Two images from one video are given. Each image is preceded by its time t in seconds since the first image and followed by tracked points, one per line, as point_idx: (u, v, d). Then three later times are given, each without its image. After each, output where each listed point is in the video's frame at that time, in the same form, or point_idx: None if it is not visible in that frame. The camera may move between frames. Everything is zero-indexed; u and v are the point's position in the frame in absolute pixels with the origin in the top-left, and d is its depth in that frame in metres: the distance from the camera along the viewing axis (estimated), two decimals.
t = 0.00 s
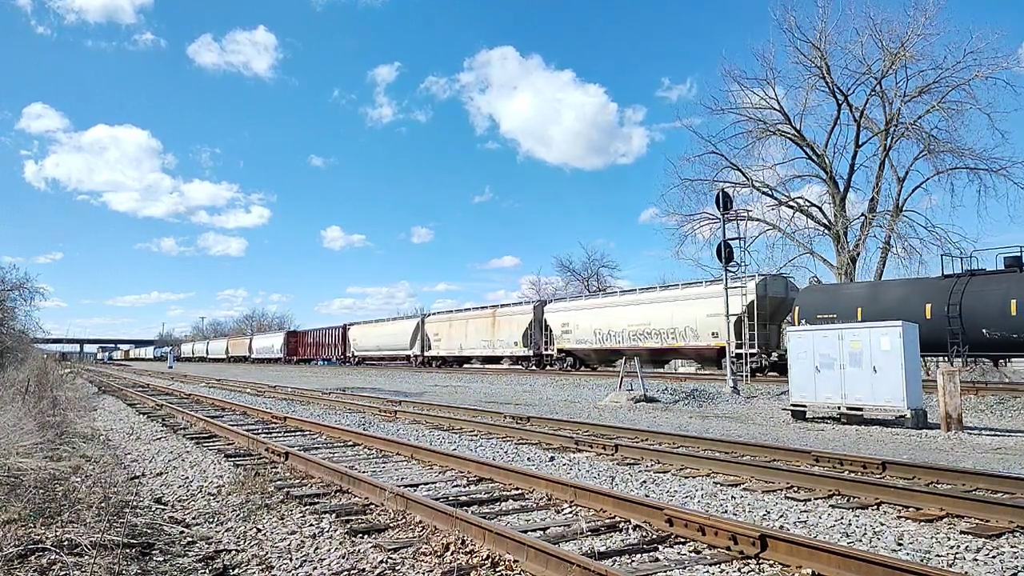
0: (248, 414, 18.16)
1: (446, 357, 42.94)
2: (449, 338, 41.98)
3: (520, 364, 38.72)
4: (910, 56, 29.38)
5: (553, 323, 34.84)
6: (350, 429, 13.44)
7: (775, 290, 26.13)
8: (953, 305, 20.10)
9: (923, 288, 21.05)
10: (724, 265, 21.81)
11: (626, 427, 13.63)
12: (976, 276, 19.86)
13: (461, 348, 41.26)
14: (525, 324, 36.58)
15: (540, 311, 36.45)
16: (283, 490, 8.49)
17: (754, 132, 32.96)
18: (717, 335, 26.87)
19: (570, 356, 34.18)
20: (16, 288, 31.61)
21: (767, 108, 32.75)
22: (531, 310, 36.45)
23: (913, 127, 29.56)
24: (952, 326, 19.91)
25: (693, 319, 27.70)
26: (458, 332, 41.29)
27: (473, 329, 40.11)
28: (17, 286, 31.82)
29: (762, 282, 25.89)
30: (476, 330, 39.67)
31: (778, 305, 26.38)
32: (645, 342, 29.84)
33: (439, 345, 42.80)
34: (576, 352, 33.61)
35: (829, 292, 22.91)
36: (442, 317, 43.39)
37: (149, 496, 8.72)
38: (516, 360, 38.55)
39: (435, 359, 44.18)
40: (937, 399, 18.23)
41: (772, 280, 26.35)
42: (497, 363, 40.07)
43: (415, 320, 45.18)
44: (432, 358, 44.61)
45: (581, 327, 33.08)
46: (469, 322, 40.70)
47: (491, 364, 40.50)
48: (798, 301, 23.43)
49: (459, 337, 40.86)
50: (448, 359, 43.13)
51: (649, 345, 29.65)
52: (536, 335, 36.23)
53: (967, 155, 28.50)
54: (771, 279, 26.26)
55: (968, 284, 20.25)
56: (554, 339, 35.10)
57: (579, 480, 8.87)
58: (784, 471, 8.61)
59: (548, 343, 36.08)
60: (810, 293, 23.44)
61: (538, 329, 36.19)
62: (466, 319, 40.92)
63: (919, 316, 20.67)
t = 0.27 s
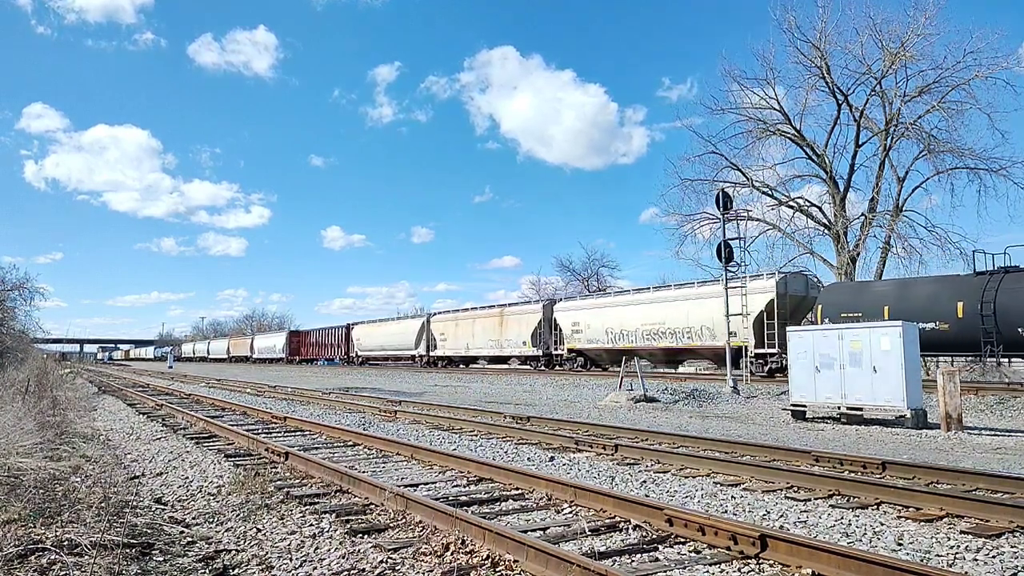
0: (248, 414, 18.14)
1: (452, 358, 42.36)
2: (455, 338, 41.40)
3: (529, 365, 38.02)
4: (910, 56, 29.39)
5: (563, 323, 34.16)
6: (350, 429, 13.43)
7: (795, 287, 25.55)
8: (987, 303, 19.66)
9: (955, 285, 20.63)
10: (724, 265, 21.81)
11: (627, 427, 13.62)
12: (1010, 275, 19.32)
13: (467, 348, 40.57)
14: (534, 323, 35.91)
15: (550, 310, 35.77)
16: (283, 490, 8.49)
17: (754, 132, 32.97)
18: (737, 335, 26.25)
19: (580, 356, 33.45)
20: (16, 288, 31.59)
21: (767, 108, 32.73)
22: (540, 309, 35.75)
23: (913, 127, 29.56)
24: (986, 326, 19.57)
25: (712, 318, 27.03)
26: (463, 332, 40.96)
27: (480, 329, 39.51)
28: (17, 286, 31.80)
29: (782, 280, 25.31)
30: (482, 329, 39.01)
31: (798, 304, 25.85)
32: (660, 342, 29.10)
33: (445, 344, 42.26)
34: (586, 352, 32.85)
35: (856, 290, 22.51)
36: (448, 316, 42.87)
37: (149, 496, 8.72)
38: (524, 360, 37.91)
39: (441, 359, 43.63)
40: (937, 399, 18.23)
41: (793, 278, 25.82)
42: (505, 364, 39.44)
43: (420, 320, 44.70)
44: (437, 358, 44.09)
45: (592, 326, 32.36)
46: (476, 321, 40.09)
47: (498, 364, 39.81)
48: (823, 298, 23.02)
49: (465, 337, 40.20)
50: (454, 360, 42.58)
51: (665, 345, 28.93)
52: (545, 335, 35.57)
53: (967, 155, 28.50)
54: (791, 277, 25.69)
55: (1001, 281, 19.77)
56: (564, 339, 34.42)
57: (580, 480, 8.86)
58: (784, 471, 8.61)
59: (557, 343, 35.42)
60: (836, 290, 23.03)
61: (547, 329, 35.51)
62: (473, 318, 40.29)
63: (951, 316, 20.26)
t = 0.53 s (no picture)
0: (248, 414, 18.14)
1: (458, 357, 42.00)
2: (462, 338, 41.02)
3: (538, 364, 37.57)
4: (910, 56, 29.40)
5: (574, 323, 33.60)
6: (349, 429, 13.43)
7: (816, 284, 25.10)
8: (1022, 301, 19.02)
9: (987, 282, 20.07)
10: (724, 265, 21.81)
11: (626, 427, 13.63)
12: None
13: (475, 348, 40.14)
14: (543, 323, 35.39)
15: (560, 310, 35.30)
16: (283, 490, 8.48)
17: (754, 132, 32.98)
18: (755, 335, 25.68)
19: (591, 356, 32.90)
20: (16, 288, 31.59)
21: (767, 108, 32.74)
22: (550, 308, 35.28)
23: (913, 127, 29.57)
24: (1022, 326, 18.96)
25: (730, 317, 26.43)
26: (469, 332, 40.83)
27: (488, 328, 39.07)
28: (17, 286, 31.79)
29: (803, 279, 24.78)
30: (490, 329, 38.64)
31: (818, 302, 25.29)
32: (676, 341, 28.43)
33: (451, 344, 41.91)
34: (597, 353, 32.30)
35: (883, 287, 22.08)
36: (455, 316, 42.50)
37: (149, 496, 8.72)
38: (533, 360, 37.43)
39: (448, 360, 43.30)
40: (937, 399, 18.23)
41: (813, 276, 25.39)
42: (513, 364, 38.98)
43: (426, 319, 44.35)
44: (443, 358, 43.78)
45: (604, 326, 31.76)
46: (484, 320, 39.67)
47: (506, 364, 39.37)
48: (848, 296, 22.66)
49: (472, 336, 39.81)
50: (461, 360, 42.21)
51: (680, 345, 28.30)
52: (554, 335, 35.07)
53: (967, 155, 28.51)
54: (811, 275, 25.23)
55: None
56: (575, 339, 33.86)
57: (580, 480, 8.86)
58: (784, 471, 8.61)
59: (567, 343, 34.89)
60: (861, 287, 22.62)
61: (557, 329, 35.00)
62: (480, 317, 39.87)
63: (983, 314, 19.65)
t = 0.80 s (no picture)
0: (248, 414, 18.12)
1: (464, 357, 41.72)
2: (469, 337, 40.75)
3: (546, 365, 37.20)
4: (910, 56, 29.40)
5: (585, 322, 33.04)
6: (349, 429, 13.42)
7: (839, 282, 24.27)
8: None
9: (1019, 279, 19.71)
10: (724, 265, 21.81)
11: (626, 427, 13.63)
12: None
13: (482, 348, 39.73)
14: (553, 323, 34.93)
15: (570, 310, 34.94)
16: (283, 490, 8.48)
17: (754, 132, 32.99)
18: (775, 334, 25.03)
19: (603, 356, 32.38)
20: (16, 288, 31.58)
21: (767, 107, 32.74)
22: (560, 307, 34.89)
23: (913, 127, 29.57)
24: None
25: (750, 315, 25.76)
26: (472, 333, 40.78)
27: (495, 327, 38.72)
28: (17, 286, 31.78)
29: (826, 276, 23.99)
30: (497, 329, 38.28)
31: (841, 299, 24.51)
32: (692, 341, 27.79)
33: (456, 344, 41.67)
34: (609, 353, 31.77)
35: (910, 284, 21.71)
36: (460, 315, 42.19)
37: (149, 496, 8.72)
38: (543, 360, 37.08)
39: (454, 360, 43.00)
40: (937, 399, 18.23)
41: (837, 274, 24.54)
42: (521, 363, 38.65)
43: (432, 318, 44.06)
44: (449, 358, 43.52)
45: (616, 325, 31.19)
46: (491, 319, 39.34)
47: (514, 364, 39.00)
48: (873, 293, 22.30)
49: (479, 336, 39.44)
50: (467, 360, 41.93)
51: (697, 344, 27.63)
52: (564, 334, 34.69)
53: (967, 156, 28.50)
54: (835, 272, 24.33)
55: None
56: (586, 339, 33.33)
57: (580, 480, 8.86)
58: (784, 471, 8.61)
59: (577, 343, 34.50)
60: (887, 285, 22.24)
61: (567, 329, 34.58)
62: (487, 317, 39.55)
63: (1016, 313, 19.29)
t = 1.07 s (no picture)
0: (249, 414, 18.13)
1: (471, 357, 41.50)
2: (476, 336, 40.50)
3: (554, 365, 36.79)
4: (910, 56, 29.41)
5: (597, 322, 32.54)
6: (349, 429, 13.42)
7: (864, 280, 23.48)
8: None
9: None
10: (724, 265, 21.81)
11: (626, 427, 13.63)
12: None
13: (490, 347, 39.39)
14: (563, 322, 34.50)
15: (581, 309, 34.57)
16: (283, 490, 8.48)
17: (754, 132, 33.03)
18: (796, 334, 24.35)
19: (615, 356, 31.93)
20: (16, 288, 31.60)
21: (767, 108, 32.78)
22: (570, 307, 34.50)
23: (913, 127, 29.58)
24: None
25: (770, 314, 25.13)
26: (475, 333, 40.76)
27: (503, 327, 38.41)
28: (17, 286, 31.80)
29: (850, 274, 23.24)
30: (505, 328, 38.05)
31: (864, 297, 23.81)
32: (708, 341, 27.18)
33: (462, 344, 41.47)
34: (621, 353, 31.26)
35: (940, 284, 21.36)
36: (467, 315, 41.92)
37: (149, 496, 8.72)
38: (552, 360, 36.76)
39: (461, 360, 42.76)
40: (937, 399, 18.22)
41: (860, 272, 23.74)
42: (529, 363, 38.37)
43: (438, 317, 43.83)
44: (455, 359, 43.37)
45: (629, 324, 30.66)
46: (499, 318, 39.05)
47: (522, 364, 38.66)
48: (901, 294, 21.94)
49: (487, 335, 39.17)
50: (474, 360, 41.69)
51: (713, 344, 27.02)
52: (575, 334, 34.37)
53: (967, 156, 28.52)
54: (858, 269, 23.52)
55: None
56: (598, 339, 32.88)
57: (580, 480, 8.86)
58: (784, 471, 8.61)
59: (588, 343, 34.17)
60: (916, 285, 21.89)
61: (577, 329, 34.22)
62: (495, 316, 39.26)
63: None
